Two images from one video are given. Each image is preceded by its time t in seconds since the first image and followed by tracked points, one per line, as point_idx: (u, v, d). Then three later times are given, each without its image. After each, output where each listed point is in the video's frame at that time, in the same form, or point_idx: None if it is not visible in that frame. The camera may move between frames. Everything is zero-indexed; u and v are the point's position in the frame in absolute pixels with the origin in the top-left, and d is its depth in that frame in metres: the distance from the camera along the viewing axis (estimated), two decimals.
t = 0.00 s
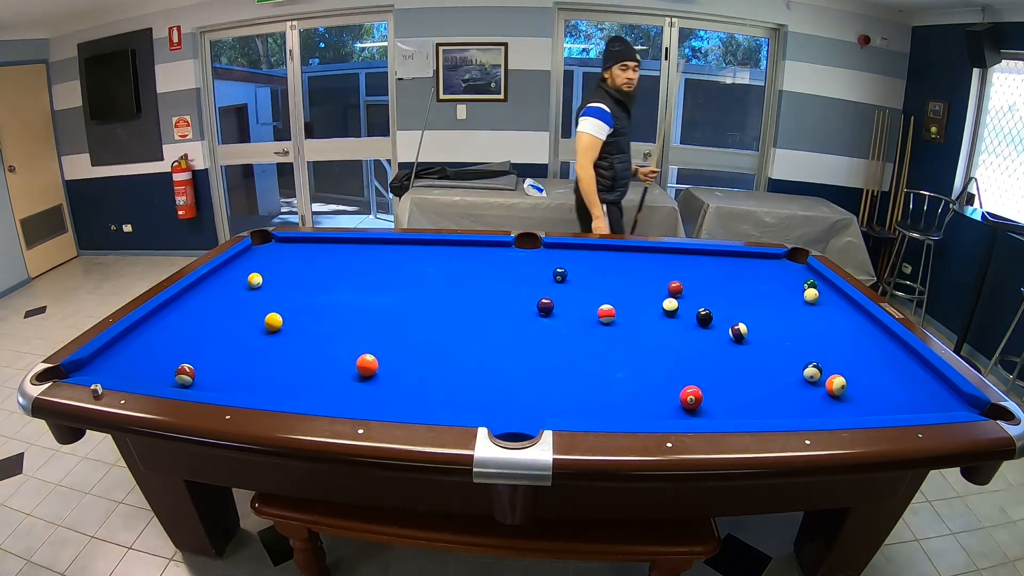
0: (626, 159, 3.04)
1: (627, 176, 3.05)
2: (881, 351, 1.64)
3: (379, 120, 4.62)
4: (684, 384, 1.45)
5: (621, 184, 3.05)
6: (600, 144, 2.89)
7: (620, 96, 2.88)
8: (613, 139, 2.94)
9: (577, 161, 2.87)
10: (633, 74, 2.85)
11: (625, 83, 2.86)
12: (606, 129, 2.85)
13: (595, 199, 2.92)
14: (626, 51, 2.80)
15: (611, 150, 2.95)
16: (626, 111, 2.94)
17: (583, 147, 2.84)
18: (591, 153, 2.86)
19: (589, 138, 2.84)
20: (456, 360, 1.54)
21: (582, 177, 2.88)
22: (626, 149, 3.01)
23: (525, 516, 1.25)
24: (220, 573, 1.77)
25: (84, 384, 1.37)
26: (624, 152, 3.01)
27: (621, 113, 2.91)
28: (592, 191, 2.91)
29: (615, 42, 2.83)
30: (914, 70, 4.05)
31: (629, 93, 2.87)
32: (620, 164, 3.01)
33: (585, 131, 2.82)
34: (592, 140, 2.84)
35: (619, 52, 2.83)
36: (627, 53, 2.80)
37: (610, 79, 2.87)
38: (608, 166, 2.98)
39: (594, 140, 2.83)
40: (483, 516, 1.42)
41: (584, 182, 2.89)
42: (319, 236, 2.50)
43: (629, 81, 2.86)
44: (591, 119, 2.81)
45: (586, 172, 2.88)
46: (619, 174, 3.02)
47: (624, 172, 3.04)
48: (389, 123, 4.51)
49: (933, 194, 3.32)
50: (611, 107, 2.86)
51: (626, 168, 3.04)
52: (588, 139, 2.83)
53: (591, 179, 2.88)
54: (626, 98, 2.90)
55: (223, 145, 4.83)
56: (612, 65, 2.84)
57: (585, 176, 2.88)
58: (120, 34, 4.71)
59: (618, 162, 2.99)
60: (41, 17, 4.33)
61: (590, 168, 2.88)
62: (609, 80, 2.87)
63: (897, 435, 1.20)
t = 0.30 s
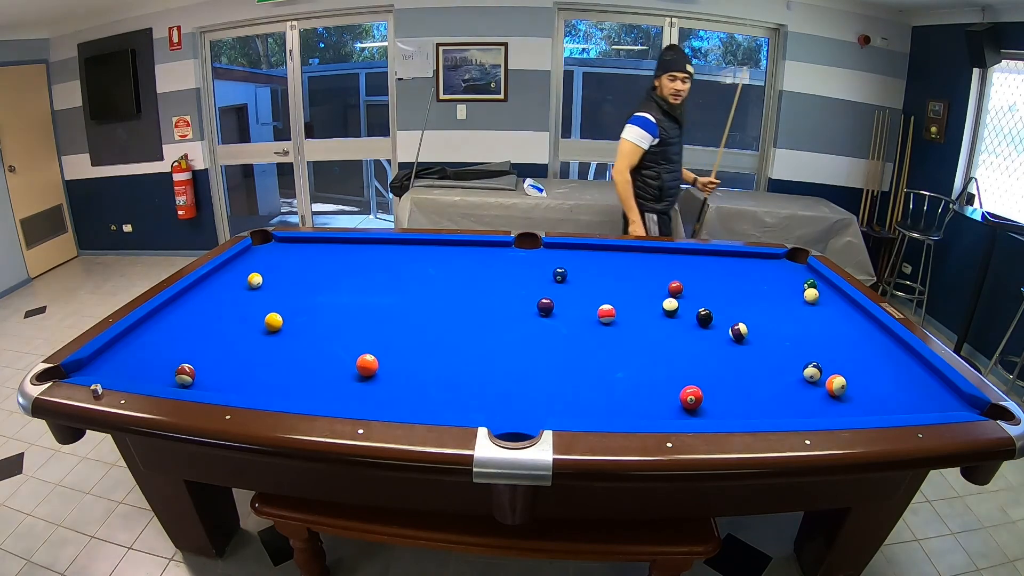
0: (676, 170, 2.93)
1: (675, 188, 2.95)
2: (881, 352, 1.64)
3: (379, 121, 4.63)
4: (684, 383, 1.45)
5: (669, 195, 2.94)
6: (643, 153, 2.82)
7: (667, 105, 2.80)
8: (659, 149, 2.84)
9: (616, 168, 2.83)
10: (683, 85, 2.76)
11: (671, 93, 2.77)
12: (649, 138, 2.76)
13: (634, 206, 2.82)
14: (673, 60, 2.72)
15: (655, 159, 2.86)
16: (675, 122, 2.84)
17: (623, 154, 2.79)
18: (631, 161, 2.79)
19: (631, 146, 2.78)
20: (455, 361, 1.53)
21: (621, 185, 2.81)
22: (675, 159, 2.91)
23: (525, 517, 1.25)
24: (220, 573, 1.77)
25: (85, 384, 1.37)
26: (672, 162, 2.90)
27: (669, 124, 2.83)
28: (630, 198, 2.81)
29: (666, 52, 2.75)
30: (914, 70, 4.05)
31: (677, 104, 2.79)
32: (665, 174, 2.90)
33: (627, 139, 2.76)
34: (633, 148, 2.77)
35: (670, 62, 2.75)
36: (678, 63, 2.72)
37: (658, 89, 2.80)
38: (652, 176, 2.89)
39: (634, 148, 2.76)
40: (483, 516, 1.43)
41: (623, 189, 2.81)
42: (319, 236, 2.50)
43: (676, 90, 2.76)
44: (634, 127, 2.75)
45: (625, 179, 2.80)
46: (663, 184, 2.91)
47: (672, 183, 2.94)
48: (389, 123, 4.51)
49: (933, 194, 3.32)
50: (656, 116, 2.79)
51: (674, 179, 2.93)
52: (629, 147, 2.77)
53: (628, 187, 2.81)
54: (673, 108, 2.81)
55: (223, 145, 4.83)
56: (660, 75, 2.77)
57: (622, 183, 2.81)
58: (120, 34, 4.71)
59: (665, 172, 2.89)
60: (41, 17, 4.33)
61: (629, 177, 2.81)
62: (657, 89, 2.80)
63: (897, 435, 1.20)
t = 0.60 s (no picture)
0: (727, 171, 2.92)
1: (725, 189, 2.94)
2: (881, 352, 1.64)
3: (379, 121, 4.63)
4: (684, 384, 1.45)
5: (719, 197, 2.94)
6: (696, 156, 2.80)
7: (718, 107, 2.78)
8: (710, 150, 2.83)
9: (671, 174, 2.77)
10: (737, 87, 2.73)
11: (725, 95, 2.74)
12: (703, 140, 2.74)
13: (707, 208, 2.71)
14: (727, 62, 2.68)
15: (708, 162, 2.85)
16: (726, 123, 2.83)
17: (678, 159, 2.73)
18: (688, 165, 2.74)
19: (686, 151, 2.71)
20: (456, 361, 1.53)
21: (681, 191, 2.75)
22: (726, 161, 2.89)
23: (525, 517, 1.25)
24: (220, 573, 1.77)
25: (84, 384, 1.37)
26: (723, 164, 2.90)
27: (720, 126, 2.81)
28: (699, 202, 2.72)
29: (719, 53, 2.71)
30: (914, 70, 4.05)
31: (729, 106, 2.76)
32: (717, 176, 2.90)
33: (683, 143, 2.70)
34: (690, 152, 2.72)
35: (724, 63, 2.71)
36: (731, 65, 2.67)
37: (710, 90, 2.77)
38: (704, 179, 2.89)
39: (690, 153, 2.71)
40: (484, 516, 1.43)
41: (683, 194, 2.74)
42: (319, 236, 2.50)
43: (730, 93, 2.73)
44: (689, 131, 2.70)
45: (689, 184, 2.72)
46: (716, 186, 2.90)
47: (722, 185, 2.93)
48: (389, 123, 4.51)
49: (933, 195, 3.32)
50: (708, 118, 2.77)
51: (727, 181, 2.92)
52: (685, 152, 2.71)
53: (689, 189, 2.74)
54: (724, 110, 2.79)
55: (222, 145, 4.83)
56: (712, 77, 2.74)
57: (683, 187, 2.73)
58: (120, 34, 4.71)
59: (715, 175, 2.88)
60: (41, 18, 4.33)
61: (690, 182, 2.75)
62: (709, 91, 2.77)
63: (897, 435, 1.20)
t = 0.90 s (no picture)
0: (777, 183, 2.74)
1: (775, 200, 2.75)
2: (881, 352, 1.64)
3: (379, 121, 4.62)
4: (684, 383, 1.45)
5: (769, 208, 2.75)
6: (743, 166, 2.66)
7: (766, 117, 2.63)
8: (757, 161, 2.68)
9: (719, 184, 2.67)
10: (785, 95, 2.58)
11: (773, 104, 2.60)
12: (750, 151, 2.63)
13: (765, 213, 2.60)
14: (774, 69, 2.54)
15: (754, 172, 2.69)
16: (775, 133, 2.67)
17: (724, 170, 2.64)
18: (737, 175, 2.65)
19: (732, 162, 2.62)
20: (456, 361, 1.53)
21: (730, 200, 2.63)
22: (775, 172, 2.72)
23: (525, 517, 1.25)
24: (220, 573, 1.77)
25: (84, 384, 1.37)
26: (773, 175, 2.72)
27: (768, 135, 2.66)
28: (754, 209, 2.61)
29: (765, 61, 2.58)
30: (913, 70, 4.06)
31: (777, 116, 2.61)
32: (763, 187, 2.72)
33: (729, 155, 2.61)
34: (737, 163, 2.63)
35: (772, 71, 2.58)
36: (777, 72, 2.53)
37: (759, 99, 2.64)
38: (750, 189, 2.72)
39: (737, 164, 2.62)
40: (484, 516, 1.43)
41: (734, 204, 2.64)
42: (319, 236, 2.50)
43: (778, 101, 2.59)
44: (734, 141, 2.61)
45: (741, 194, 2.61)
46: (763, 197, 2.73)
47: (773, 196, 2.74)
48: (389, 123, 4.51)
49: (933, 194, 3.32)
50: (754, 128, 2.63)
51: (774, 193, 2.73)
52: (731, 163, 2.62)
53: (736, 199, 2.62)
54: (772, 119, 2.64)
55: (223, 145, 4.83)
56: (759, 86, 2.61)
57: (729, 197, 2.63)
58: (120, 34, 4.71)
59: (763, 186, 2.71)
60: (41, 18, 4.33)
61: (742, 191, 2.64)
62: (756, 100, 2.64)
63: (897, 435, 1.20)
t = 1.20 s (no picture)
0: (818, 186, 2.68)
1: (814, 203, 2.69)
2: (881, 352, 1.64)
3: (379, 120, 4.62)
4: (684, 384, 1.45)
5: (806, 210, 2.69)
6: (781, 167, 2.65)
7: (810, 119, 2.59)
8: (796, 162, 2.64)
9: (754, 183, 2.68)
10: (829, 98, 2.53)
11: (817, 107, 2.56)
12: (788, 152, 2.62)
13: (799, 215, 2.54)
14: (816, 72, 2.52)
15: (793, 173, 2.66)
16: (819, 136, 2.62)
17: (761, 169, 2.65)
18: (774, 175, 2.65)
19: (769, 161, 2.63)
20: (456, 361, 1.53)
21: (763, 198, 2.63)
22: (815, 175, 2.66)
23: (526, 517, 1.24)
24: (220, 573, 1.77)
25: (84, 384, 1.37)
26: (812, 178, 2.66)
27: (810, 137, 2.61)
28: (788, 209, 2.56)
29: (811, 64, 2.57)
30: (913, 70, 4.06)
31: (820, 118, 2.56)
32: (802, 189, 2.67)
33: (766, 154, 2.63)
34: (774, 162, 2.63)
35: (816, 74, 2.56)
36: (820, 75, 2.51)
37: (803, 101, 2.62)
38: (788, 190, 2.68)
39: (773, 163, 2.62)
40: (484, 517, 1.42)
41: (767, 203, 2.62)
42: (319, 236, 2.50)
43: (822, 104, 2.55)
44: (773, 141, 2.62)
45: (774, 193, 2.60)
46: (801, 200, 2.68)
47: (811, 199, 2.68)
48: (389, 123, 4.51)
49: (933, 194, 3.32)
50: (795, 129, 2.61)
51: (813, 196, 2.67)
52: (767, 162, 2.63)
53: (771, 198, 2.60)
54: (816, 122, 2.59)
55: (223, 145, 4.83)
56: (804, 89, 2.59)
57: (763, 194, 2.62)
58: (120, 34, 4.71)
59: (801, 187, 2.67)
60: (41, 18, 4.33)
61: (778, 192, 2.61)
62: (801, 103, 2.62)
63: (897, 435, 1.20)
